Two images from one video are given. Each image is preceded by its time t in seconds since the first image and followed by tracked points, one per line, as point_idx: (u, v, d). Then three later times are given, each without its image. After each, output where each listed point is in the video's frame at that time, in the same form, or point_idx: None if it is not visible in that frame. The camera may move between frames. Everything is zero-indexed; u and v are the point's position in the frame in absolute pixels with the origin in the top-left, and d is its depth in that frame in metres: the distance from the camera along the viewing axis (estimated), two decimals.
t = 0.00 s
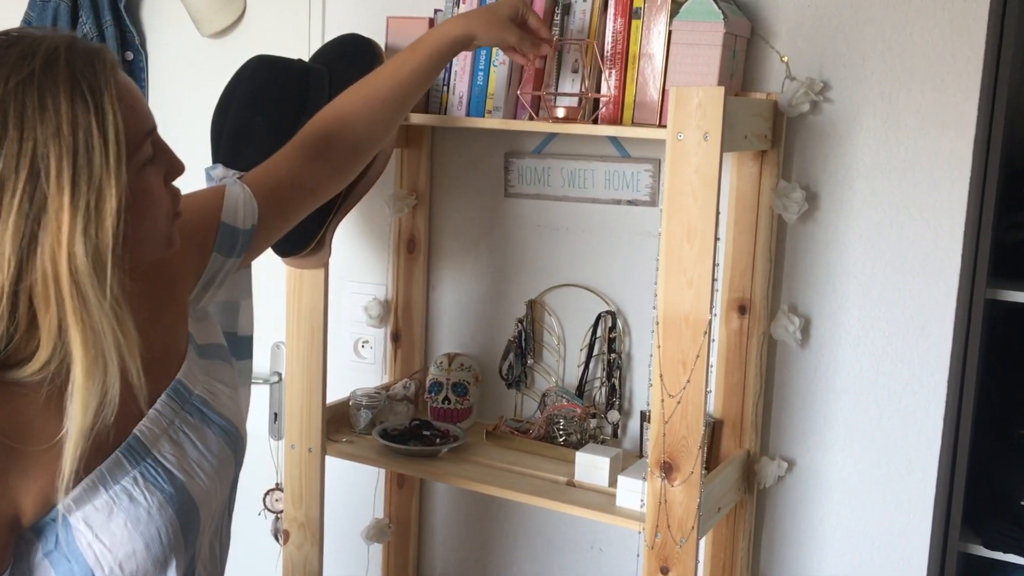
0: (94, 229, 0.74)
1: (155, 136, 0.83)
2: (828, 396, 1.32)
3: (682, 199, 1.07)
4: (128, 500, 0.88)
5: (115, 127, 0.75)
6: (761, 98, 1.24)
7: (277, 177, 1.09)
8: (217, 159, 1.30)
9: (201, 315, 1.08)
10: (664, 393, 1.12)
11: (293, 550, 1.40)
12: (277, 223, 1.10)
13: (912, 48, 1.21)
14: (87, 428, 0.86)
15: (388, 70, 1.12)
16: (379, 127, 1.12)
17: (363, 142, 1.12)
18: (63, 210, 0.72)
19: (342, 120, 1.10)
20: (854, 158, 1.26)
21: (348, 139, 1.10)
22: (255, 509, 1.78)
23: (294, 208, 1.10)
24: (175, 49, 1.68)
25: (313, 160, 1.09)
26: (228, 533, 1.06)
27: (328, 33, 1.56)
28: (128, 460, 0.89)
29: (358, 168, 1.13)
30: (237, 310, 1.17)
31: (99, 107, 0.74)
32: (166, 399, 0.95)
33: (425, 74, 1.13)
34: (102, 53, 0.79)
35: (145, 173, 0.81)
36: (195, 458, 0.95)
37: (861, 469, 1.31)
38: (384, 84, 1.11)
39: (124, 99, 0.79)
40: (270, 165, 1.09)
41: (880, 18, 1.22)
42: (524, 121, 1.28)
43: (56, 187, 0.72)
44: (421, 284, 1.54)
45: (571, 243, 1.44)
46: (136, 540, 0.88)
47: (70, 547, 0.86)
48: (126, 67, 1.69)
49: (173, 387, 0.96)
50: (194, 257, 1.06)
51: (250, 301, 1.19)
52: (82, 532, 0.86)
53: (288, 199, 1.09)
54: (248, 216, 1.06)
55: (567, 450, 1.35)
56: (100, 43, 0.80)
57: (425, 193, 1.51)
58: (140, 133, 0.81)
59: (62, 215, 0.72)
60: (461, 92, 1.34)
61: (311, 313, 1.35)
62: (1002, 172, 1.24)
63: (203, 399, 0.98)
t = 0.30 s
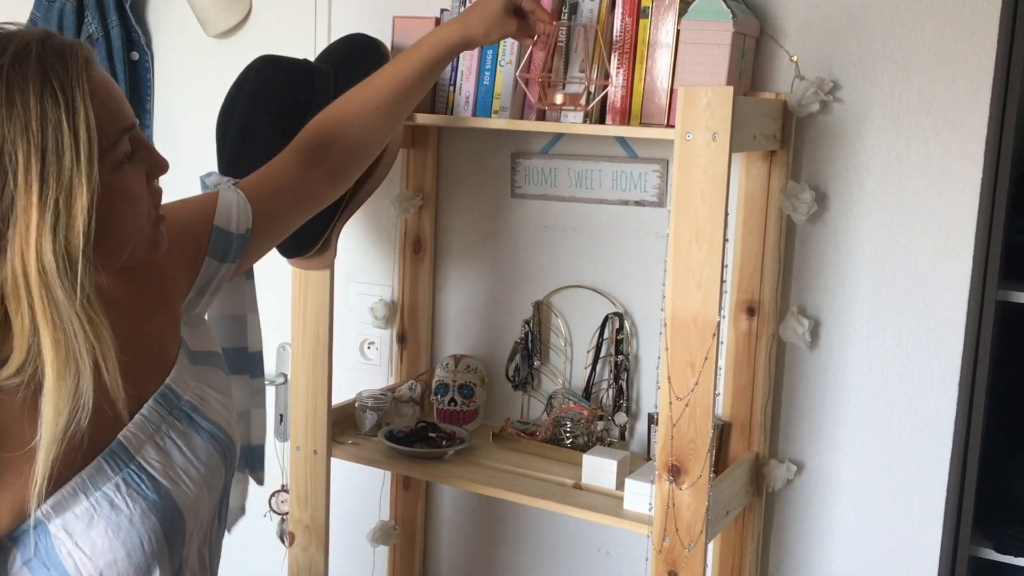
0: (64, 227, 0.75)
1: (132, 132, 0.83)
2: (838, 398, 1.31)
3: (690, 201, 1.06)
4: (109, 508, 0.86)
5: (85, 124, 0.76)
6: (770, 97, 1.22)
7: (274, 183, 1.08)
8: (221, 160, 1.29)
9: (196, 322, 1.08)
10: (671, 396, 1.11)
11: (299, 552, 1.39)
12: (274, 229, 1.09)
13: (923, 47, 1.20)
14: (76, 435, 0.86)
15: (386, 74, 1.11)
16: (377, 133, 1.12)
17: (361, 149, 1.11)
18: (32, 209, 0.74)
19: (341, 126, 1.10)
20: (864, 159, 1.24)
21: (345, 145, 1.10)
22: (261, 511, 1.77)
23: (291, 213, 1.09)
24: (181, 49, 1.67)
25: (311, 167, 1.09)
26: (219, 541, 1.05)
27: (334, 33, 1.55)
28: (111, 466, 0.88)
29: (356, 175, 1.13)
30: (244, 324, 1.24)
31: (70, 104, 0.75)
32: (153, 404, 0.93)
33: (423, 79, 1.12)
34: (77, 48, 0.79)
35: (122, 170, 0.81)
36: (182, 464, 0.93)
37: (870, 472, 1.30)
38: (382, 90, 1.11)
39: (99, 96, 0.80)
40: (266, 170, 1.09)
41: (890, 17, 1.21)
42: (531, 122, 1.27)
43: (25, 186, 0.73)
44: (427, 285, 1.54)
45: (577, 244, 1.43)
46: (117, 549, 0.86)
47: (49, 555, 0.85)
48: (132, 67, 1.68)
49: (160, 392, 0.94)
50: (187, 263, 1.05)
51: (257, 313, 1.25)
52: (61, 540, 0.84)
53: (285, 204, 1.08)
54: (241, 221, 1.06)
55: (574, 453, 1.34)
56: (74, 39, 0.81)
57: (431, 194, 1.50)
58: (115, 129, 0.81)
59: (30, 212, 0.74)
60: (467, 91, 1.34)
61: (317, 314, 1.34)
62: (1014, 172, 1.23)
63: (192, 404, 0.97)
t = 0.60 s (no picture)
0: (27, 226, 0.75)
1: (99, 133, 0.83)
2: (842, 400, 1.30)
3: (694, 201, 1.05)
4: (75, 519, 0.85)
5: (49, 122, 0.75)
6: (775, 97, 1.22)
7: (246, 204, 1.08)
8: (223, 161, 1.29)
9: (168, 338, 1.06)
10: (676, 398, 1.10)
11: (301, 555, 1.38)
12: (244, 251, 1.09)
13: (928, 46, 1.19)
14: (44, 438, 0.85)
15: (361, 99, 1.11)
16: (350, 158, 1.12)
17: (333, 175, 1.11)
18: None
19: (314, 150, 1.10)
20: (869, 159, 1.24)
21: (318, 170, 1.10)
22: (264, 513, 1.77)
23: (261, 236, 1.09)
24: (183, 50, 1.66)
25: (283, 191, 1.09)
26: (192, 557, 1.03)
27: (336, 34, 1.55)
28: (78, 477, 0.86)
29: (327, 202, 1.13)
30: (216, 349, 1.20)
31: (33, 101, 0.75)
32: (125, 414, 0.92)
33: (398, 105, 1.13)
34: (41, 44, 0.79)
35: (88, 170, 0.81)
36: (152, 477, 0.92)
37: (876, 474, 1.29)
38: (356, 116, 1.11)
39: (65, 92, 0.79)
40: (238, 192, 1.09)
41: (896, 16, 1.20)
42: (534, 122, 1.26)
43: None
44: (430, 286, 1.53)
45: (580, 245, 1.42)
46: (82, 561, 0.85)
47: (12, 565, 0.84)
48: (134, 69, 1.66)
49: (132, 403, 0.93)
50: (159, 277, 1.04)
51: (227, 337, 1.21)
52: (25, 551, 0.84)
53: (256, 227, 1.08)
54: (216, 235, 1.05)
55: (578, 455, 1.33)
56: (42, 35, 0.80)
57: (434, 195, 1.50)
58: (81, 128, 0.81)
59: None
60: (470, 92, 1.33)
61: (319, 317, 1.34)
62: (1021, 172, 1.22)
63: (164, 416, 0.95)
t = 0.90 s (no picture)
0: None
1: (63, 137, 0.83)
2: (842, 402, 1.30)
3: (691, 203, 1.05)
4: (32, 532, 0.85)
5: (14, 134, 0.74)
6: (771, 97, 1.21)
7: (217, 226, 1.06)
8: (219, 164, 1.29)
9: (128, 355, 1.04)
10: (674, 399, 1.10)
11: (298, 558, 1.38)
12: (210, 272, 1.07)
13: (925, 45, 1.19)
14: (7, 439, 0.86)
15: (342, 126, 1.08)
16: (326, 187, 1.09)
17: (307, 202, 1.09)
18: None
19: (291, 177, 1.07)
20: (866, 159, 1.23)
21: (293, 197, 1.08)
22: (260, 516, 1.76)
23: (230, 259, 1.07)
24: (179, 51, 1.66)
25: (254, 215, 1.07)
26: None
27: (331, 36, 1.54)
28: (35, 490, 0.87)
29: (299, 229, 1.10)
30: (167, 362, 1.12)
31: None
32: (83, 428, 0.93)
33: (378, 134, 1.09)
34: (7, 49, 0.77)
35: (51, 176, 0.81)
36: (110, 491, 0.93)
37: (874, 475, 1.29)
38: (335, 143, 1.08)
39: (28, 98, 0.79)
40: (211, 212, 1.07)
41: (893, 15, 1.20)
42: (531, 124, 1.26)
43: None
44: (427, 288, 1.52)
45: (577, 247, 1.42)
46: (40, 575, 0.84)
47: None
48: (129, 71, 1.65)
49: (91, 416, 0.94)
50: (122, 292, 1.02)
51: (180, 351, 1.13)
52: None
53: (224, 249, 1.06)
54: (184, 253, 1.03)
55: (576, 457, 1.33)
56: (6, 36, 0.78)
57: (430, 196, 1.49)
58: (44, 134, 0.81)
59: None
60: (467, 93, 1.33)
61: (316, 320, 1.33)
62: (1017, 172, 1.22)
63: (123, 430, 0.97)
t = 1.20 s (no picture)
0: None
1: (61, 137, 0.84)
2: (838, 402, 1.30)
3: (687, 204, 1.05)
4: (33, 521, 0.85)
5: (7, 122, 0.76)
6: (767, 98, 1.22)
7: (222, 224, 1.08)
8: (216, 164, 1.28)
9: (137, 350, 1.06)
10: (671, 400, 1.10)
11: (296, 561, 1.38)
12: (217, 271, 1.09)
13: (919, 47, 1.19)
14: None
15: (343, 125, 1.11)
16: (331, 181, 1.12)
17: (313, 197, 1.12)
18: None
19: (295, 171, 1.11)
20: (861, 160, 1.24)
21: (298, 191, 1.11)
22: (258, 519, 1.76)
23: (238, 257, 1.09)
24: (174, 54, 1.66)
25: (259, 212, 1.10)
26: (157, 567, 1.03)
27: (326, 38, 1.54)
28: (37, 478, 0.87)
29: (305, 226, 1.13)
30: (176, 361, 1.17)
31: None
32: (87, 416, 0.93)
33: (379, 129, 1.12)
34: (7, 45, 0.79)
35: (48, 171, 0.82)
36: (113, 479, 0.93)
37: (871, 474, 1.29)
38: (338, 139, 1.11)
39: (28, 94, 0.81)
40: (215, 211, 1.09)
41: (887, 16, 1.20)
42: (527, 126, 1.26)
43: None
44: (423, 290, 1.52)
45: (574, 248, 1.42)
46: (40, 563, 0.84)
47: None
48: (124, 74, 1.66)
49: (95, 406, 0.94)
50: (129, 288, 1.04)
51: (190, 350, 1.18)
52: None
53: (232, 247, 1.08)
54: (191, 249, 1.05)
55: (572, 458, 1.33)
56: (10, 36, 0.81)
57: (427, 198, 1.49)
58: (43, 130, 0.82)
59: None
60: (463, 95, 1.33)
61: (312, 323, 1.33)
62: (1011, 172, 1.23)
63: (128, 420, 0.97)
